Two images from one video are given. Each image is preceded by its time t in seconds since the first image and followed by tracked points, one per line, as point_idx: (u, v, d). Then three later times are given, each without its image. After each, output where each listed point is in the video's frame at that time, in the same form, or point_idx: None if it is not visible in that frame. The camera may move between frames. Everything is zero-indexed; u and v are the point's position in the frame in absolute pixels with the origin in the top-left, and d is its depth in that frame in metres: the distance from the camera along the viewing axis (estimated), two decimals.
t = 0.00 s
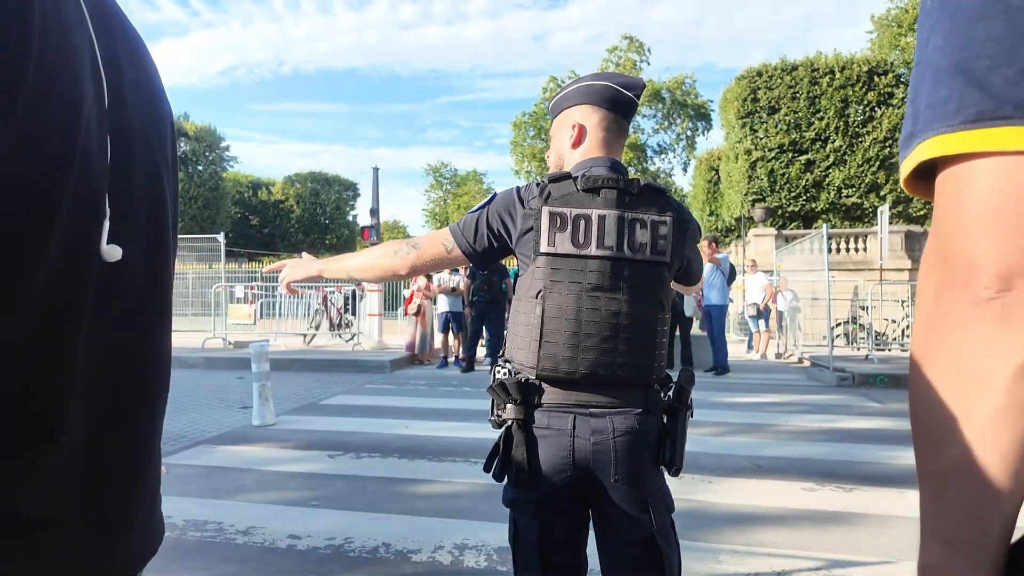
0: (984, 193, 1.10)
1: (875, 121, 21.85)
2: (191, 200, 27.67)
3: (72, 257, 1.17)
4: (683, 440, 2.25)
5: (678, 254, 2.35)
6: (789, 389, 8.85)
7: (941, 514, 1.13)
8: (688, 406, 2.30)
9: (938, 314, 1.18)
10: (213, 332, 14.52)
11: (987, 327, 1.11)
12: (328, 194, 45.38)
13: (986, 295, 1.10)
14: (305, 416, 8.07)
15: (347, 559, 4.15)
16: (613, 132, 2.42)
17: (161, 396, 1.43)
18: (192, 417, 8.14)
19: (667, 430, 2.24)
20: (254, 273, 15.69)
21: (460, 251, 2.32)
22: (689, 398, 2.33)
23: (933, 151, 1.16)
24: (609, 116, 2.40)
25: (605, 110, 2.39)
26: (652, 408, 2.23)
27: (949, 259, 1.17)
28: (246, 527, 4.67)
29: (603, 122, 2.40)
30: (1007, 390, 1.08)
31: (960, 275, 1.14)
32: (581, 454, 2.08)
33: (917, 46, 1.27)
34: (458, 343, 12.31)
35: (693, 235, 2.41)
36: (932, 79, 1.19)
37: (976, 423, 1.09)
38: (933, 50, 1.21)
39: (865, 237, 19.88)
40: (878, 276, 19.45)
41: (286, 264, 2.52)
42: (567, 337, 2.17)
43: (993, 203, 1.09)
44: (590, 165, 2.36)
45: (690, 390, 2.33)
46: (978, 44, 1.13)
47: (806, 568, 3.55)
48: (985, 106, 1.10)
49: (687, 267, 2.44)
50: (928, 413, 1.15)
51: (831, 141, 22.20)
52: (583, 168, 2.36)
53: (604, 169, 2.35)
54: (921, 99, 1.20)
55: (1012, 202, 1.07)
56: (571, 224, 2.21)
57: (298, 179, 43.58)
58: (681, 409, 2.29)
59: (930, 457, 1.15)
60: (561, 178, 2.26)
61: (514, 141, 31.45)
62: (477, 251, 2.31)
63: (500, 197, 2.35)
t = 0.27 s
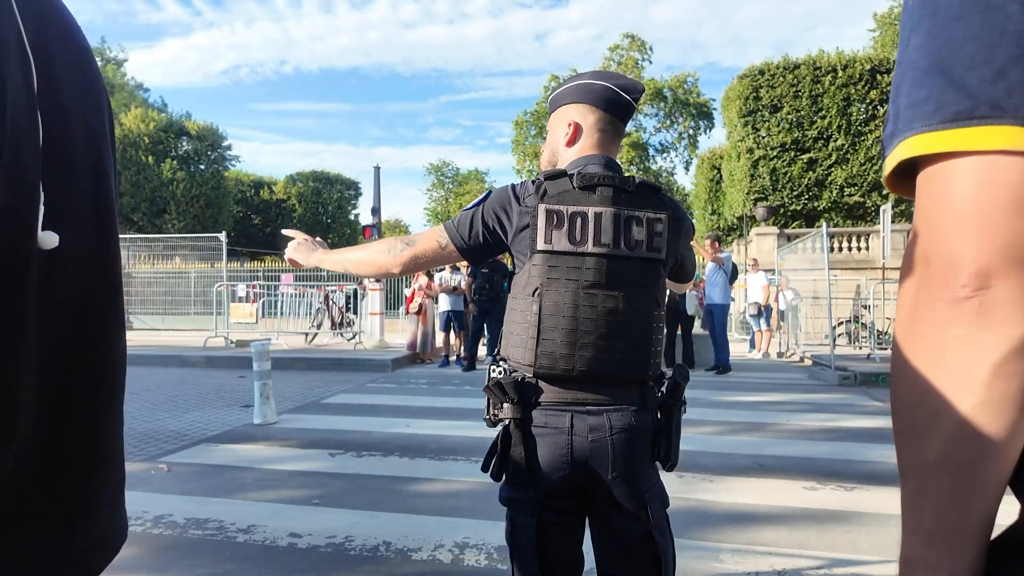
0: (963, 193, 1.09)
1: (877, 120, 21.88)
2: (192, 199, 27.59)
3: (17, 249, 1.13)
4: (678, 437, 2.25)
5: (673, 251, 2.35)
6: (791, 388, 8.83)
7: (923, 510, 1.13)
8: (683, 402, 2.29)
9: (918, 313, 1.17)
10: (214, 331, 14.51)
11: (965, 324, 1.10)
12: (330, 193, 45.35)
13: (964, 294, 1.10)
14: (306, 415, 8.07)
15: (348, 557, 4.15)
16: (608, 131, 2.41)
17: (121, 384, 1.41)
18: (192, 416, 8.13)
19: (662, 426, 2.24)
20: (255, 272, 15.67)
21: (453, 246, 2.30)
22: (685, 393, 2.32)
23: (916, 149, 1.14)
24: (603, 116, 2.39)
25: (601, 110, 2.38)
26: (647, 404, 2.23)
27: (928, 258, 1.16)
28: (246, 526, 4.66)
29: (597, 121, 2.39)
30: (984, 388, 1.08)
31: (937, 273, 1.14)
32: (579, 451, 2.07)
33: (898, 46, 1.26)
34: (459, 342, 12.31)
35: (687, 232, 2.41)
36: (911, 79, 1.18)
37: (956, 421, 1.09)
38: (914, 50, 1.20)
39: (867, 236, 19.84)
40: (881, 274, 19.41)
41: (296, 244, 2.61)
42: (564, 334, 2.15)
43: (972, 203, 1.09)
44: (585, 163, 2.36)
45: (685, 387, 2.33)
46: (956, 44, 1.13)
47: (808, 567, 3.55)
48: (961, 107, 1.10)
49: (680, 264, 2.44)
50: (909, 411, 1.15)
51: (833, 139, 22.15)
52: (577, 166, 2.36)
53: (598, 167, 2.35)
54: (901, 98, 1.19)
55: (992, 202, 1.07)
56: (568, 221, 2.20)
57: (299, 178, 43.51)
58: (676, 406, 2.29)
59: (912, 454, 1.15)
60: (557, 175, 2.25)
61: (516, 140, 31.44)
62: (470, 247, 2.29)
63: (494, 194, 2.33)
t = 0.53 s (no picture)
0: (945, 200, 1.09)
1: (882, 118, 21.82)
2: (197, 198, 27.66)
3: None
4: (680, 434, 2.26)
5: (676, 250, 2.35)
6: (796, 387, 8.81)
7: (912, 514, 1.13)
8: (684, 400, 2.30)
9: (903, 318, 1.17)
10: (219, 330, 14.54)
11: (949, 330, 1.10)
12: (333, 192, 45.39)
13: (948, 300, 1.10)
14: (310, 415, 8.08)
15: (352, 556, 4.15)
16: (605, 126, 2.40)
17: (108, 381, 1.40)
18: (197, 414, 8.15)
19: (664, 424, 2.25)
20: (259, 271, 15.70)
21: (453, 243, 2.30)
22: (686, 391, 2.33)
23: (899, 156, 1.14)
24: (601, 112, 2.39)
25: (598, 108, 2.38)
26: (649, 404, 2.23)
27: (913, 263, 1.15)
28: (251, 524, 4.67)
29: (595, 117, 2.39)
30: (969, 393, 1.08)
31: (921, 279, 1.13)
32: (584, 451, 2.07)
33: (881, 52, 1.26)
34: (462, 341, 12.32)
35: (688, 232, 2.41)
36: (894, 86, 1.18)
37: (941, 426, 1.09)
38: (896, 57, 1.19)
39: (871, 235, 19.81)
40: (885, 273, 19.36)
41: (289, 229, 2.50)
42: (569, 335, 2.15)
43: (956, 209, 1.08)
44: (587, 162, 2.34)
45: (687, 384, 2.33)
46: (936, 53, 1.12)
47: (812, 566, 3.55)
48: (944, 116, 1.09)
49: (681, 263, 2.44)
50: (897, 416, 1.15)
51: (838, 138, 22.11)
52: (579, 165, 2.35)
53: (600, 165, 2.33)
54: (884, 106, 1.19)
55: (974, 208, 1.07)
56: (572, 222, 2.20)
57: (303, 177, 43.57)
58: (677, 404, 2.29)
59: (900, 458, 1.15)
60: (561, 175, 2.25)
61: (519, 139, 31.44)
62: (471, 245, 2.29)
63: (496, 193, 2.33)
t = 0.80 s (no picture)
0: (957, 207, 1.07)
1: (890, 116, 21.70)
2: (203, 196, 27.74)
3: None
4: (694, 437, 2.24)
5: (688, 249, 2.32)
6: (805, 387, 8.76)
7: (924, 527, 1.10)
8: (697, 401, 2.28)
9: (914, 329, 1.14)
10: (226, 328, 14.58)
11: (962, 342, 1.08)
12: (339, 192, 45.45)
13: (961, 311, 1.07)
14: (316, 414, 8.08)
15: (360, 556, 4.14)
16: (615, 124, 2.37)
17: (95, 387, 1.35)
18: (204, 413, 8.17)
19: (677, 427, 2.23)
20: (266, 270, 15.73)
21: (462, 243, 2.28)
22: (699, 393, 2.30)
23: (908, 164, 1.11)
24: (611, 110, 2.36)
25: (608, 106, 2.36)
26: (662, 406, 2.21)
27: (924, 271, 1.13)
28: (258, 524, 4.67)
29: (605, 115, 2.36)
30: (984, 405, 1.05)
31: (933, 290, 1.11)
32: (596, 453, 2.05)
33: (890, 55, 1.23)
34: (468, 340, 12.31)
35: (701, 231, 2.38)
36: (904, 90, 1.15)
37: (952, 442, 1.06)
38: (905, 61, 1.16)
39: (879, 234, 19.71)
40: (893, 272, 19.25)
41: (294, 236, 2.49)
42: (580, 335, 2.13)
43: (967, 218, 1.06)
44: (598, 160, 2.31)
45: (700, 386, 2.30)
46: (947, 56, 1.10)
47: (824, 569, 3.52)
48: (957, 122, 1.06)
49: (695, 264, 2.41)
50: (908, 426, 1.12)
51: (845, 136, 22.01)
52: (590, 163, 2.31)
53: (611, 163, 2.30)
54: (893, 111, 1.16)
55: (989, 216, 1.04)
56: (583, 221, 2.17)
57: (309, 176, 43.64)
58: (689, 405, 2.27)
59: (912, 471, 1.12)
60: (571, 174, 2.22)
61: (524, 138, 31.42)
62: (479, 245, 2.27)
63: (505, 192, 2.30)
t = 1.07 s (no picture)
0: (1000, 207, 1.04)
1: (893, 115, 21.65)
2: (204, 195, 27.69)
3: None
4: (710, 440, 2.21)
5: (703, 248, 2.29)
6: (809, 387, 8.73)
7: (962, 540, 1.06)
8: (713, 404, 2.26)
9: (949, 336, 1.12)
10: (228, 327, 14.56)
11: (1005, 350, 1.05)
12: (341, 190, 45.39)
13: (1004, 318, 1.05)
14: (320, 413, 8.06)
15: (366, 558, 4.12)
16: (628, 121, 2.34)
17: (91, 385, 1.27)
18: (207, 412, 8.15)
19: (692, 430, 2.20)
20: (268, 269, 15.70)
21: (472, 243, 2.25)
22: (715, 395, 2.28)
23: (949, 161, 1.08)
24: (623, 107, 2.33)
25: (621, 102, 2.33)
26: (677, 408, 2.19)
27: (965, 276, 1.10)
28: (263, 525, 4.65)
29: (617, 112, 2.33)
30: None
31: (974, 295, 1.08)
32: (609, 457, 2.02)
33: (927, 44, 1.20)
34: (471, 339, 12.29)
35: (716, 229, 2.35)
36: (945, 82, 1.12)
37: (986, 459, 1.04)
38: (946, 51, 1.13)
39: (883, 233, 19.67)
40: (897, 271, 19.18)
41: (302, 237, 2.48)
42: (592, 336, 2.10)
43: (1010, 217, 1.03)
44: (610, 157, 2.28)
45: (716, 389, 2.27)
46: (995, 44, 1.05)
47: (833, 571, 3.49)
48: (1006, 116, 1.02)
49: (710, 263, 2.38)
50: (943, 437, 1.10)
51: (848, 135, 21.96)
52: (602, 161, 2.29)
53: (623, 161, 2.27)
54: (934, 104, 1.13)
55: None
56: (595, 219, 2.14)
57: (310, 175, 43.56)
58: (706, 408, 2.25)
59: (946, 484, 1.10)
60: (582, 171, 2.20)
61: (526, 136, 31.36)
62: (489, 244, 2.24)
63: (515, 190, 2.28)
